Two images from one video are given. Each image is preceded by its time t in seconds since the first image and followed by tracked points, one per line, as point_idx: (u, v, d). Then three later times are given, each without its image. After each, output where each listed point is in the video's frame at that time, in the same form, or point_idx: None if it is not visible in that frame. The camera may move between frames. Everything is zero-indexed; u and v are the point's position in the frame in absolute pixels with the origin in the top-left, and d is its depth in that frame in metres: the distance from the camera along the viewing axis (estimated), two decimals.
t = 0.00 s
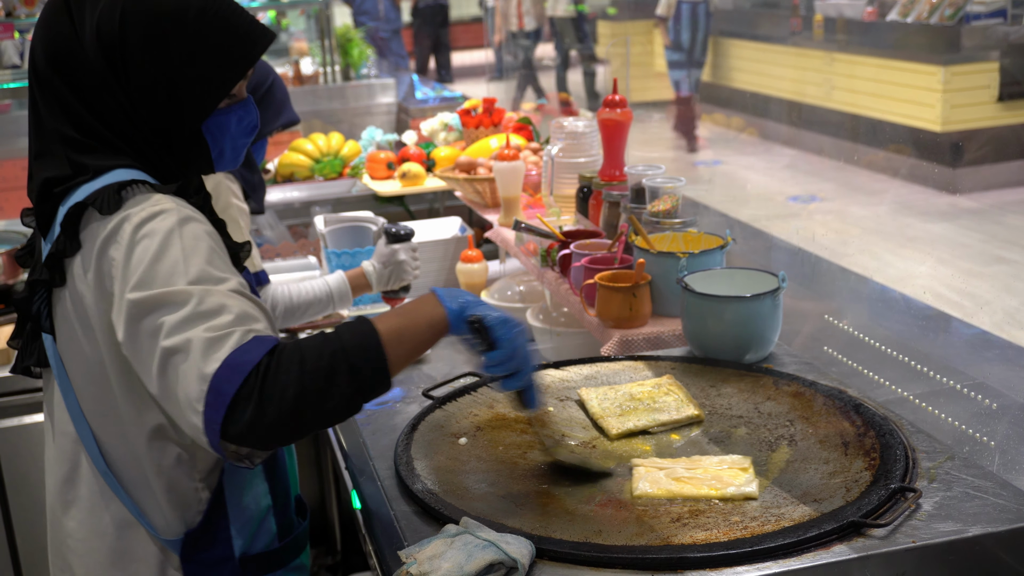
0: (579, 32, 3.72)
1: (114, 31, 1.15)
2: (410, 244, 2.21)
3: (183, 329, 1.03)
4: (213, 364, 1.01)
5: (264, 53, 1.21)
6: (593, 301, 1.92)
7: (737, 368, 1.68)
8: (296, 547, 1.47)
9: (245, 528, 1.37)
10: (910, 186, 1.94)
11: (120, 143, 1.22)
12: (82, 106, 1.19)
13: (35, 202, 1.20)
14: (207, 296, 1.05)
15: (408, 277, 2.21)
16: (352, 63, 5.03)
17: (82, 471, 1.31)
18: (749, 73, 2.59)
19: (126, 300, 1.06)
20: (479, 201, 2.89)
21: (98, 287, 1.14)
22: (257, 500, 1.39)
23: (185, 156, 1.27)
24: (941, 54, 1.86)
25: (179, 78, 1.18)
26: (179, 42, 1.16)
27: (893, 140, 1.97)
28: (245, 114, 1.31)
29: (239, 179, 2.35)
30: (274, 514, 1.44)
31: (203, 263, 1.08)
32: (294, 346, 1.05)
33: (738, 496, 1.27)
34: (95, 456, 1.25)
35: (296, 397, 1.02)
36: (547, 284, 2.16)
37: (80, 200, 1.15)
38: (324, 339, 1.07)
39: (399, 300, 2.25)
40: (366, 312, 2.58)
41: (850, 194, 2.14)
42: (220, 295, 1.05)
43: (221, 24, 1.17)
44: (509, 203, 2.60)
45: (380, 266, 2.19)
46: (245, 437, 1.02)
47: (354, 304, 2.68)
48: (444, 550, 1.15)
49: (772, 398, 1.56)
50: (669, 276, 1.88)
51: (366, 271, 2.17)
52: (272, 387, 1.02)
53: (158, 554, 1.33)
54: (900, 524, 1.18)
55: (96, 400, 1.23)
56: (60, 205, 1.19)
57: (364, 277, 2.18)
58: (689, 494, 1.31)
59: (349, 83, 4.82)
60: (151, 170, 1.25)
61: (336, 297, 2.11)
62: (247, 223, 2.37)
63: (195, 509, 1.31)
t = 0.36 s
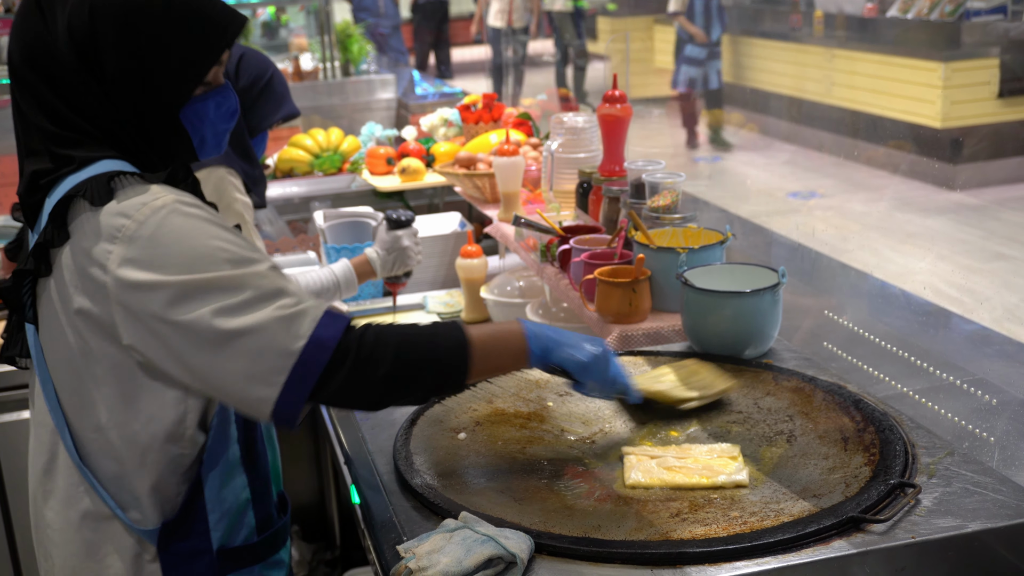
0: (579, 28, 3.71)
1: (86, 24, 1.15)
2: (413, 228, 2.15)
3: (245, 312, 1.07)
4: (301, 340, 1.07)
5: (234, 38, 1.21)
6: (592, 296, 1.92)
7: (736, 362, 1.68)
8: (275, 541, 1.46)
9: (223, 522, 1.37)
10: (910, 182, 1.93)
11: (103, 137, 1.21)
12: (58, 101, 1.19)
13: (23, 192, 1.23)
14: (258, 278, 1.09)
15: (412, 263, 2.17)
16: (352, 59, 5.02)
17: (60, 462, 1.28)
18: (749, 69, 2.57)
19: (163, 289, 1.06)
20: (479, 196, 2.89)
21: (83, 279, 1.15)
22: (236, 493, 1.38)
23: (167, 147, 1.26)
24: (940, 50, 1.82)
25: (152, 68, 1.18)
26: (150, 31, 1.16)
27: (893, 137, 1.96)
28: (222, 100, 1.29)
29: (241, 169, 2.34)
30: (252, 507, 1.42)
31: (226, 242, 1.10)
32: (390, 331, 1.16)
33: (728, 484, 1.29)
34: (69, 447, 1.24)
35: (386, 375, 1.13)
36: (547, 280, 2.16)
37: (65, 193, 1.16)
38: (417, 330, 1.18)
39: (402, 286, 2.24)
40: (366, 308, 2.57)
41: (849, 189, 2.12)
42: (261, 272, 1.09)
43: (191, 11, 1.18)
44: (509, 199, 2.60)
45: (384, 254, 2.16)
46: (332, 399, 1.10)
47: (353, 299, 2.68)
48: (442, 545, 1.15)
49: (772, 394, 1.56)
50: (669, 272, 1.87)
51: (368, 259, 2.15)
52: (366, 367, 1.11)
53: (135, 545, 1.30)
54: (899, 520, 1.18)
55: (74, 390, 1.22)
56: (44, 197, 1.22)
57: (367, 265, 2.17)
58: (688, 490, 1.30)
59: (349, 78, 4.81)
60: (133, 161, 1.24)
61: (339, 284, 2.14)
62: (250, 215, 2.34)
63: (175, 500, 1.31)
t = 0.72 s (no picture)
0: (579, 24, 3.71)
1: (90, 21, 1.12)
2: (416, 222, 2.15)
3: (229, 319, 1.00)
4: (280, 351, 0.99)
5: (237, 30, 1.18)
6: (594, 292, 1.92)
7: (738, 359, 1.68)
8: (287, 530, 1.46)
9: (243, 508, 1.37)
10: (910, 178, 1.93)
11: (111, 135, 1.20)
12: (67, 98, 1.17)
13: (31, 186, 1.21)
14: (252, 284, 1.02)
15: (416, 255, 2.18)
16: (352, 56, 5.02)
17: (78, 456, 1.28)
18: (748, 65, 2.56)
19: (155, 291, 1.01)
20: (480, 193, 2.89)
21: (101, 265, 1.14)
22: (253, 479, 1.38)
23: (177, 140, 1.24)
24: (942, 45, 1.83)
25: (158, 62, 1.15)
26: (154, 26, 1.13)
27: (894, 132, 1.96)
28: (223, 90, 1.31)
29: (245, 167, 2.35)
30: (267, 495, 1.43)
31: (232, 246, 1.04)
32: (356, 343, 1.05)
33: (725, 477, 1.30)
34: (96, 435, 1.25)
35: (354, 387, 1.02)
36: (548, 277, 2.16)
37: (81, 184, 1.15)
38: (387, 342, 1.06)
39: (405, 277, 2.22)
40: (368, 305, 2.58)
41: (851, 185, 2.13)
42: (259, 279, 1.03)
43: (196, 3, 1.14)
44: (510, 196, 2.60)
45: (388, 246, 2.15)
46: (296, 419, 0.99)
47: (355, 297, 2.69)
48: (445, 542, 1.15)
49: (773, 390, 1.56)
50: (671, 269, 1.89)
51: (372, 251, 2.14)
52: (336, 377, 1.00)
53: (160, 533, 1.30)
54: (902, 516, 1.18)
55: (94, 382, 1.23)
56: (57, 189, 1.21)
57: (372, 258, 2.16)
58: (690, 487, 1.30)
59: (349, 75, 4.82)
60: (142, 154, 1.23)
61: (346, 279, 2.12)
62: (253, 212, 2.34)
63: (199, 489, 1.31)
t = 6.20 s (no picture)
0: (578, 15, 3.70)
1: (99, 16, 1.18)
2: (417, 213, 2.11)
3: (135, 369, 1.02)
4: (166, 418, 0.99)
5: (253, 35, 1.23)
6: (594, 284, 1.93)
7: (737, 350, 1.69)
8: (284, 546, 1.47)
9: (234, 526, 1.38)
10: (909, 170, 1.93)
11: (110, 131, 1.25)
12: (71, 92, 1.22)
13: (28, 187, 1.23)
14: (168, 334, 1.02)
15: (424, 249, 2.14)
16: (349, 47, 5.00)
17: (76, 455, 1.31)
18: (744, 57, 2.54)
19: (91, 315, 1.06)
20: (479, 184, 2.89)
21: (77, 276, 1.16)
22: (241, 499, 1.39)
23: (177, 145, 1.32)
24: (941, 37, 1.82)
25: (163, 62, 1.20)
26: (163, 27, 1.18)
27: (893, 124, 1.96)
28: (237, 98, 1.33)
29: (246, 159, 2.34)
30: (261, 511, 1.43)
31: (173, 287, 1.05)
32: (268, 411, 1.00)
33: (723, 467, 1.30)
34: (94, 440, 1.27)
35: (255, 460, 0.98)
36: (547, 268, 2.16)
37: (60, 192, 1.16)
38: (295, 414, 1.00)
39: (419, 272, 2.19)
40: (366, 296, 2.58)
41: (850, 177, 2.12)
42: (188, 335, 1.03)
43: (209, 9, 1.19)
44: (508, 186, 2.59)
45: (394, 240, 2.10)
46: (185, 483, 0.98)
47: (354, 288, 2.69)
48: (444, 532, 1.15)
49: (773, 380, 1.57)
50: (669, 260, 1.88)
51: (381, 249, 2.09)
52: (233, 446, 0.97)
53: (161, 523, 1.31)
54: (902, 506, 1.18)
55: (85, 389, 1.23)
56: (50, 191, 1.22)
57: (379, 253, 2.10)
58: (689, 477, 1.30)
59: (347, 67, 4.81)
60: (139, 154, 1.28)
61: (355, 277, 2.09)
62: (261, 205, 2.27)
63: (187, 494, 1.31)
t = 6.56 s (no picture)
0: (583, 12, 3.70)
1: (119, 13, 1.21)
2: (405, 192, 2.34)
3: (88, 405, 1.12)
4: (100, 468, 1.10)
5: (267, 40, 1.29)
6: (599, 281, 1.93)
7: (742, 348, 1.68)
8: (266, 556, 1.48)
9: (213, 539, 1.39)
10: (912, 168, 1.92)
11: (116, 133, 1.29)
12: (83, 91, 1.27)
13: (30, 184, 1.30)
14: (117, 375, 1.12)
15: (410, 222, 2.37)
16: (354, 44, 5.00)
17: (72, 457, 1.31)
18: (749, 53, 2.54)
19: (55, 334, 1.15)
20: (483, 182, 2.89)
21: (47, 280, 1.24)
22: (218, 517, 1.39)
23: (189, 145, 1.34)
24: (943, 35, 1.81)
25: (180, 63, 1.24)
26: (182, 27, 1.23)
27: (898, 121, 1.96)
28: (252, 102, 1.38)
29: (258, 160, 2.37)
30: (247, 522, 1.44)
31: (129, 319, 1.14)
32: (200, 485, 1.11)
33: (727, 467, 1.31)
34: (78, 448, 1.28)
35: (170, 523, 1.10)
36: (552, 265, 2.16)
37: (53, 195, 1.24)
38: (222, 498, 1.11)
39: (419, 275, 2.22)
40: (372, 294, 2.59)
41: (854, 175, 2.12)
42: (139, 378, 1.12)
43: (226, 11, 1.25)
44: (513, 184, 2.60)
45: (382, 219, 2.35)
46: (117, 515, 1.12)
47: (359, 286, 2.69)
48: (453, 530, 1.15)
49: (779, 378, 1.57)
50: (675, 257, 1.88)
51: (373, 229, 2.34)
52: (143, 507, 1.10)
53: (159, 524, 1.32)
54: (907, 504, 1.18)
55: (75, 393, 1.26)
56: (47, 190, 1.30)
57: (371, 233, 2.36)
58: (695, 475, 1.31)
59: (351, 65, 4.81)
60: (143, 156, 1.32)
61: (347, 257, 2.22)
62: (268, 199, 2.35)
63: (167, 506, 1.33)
